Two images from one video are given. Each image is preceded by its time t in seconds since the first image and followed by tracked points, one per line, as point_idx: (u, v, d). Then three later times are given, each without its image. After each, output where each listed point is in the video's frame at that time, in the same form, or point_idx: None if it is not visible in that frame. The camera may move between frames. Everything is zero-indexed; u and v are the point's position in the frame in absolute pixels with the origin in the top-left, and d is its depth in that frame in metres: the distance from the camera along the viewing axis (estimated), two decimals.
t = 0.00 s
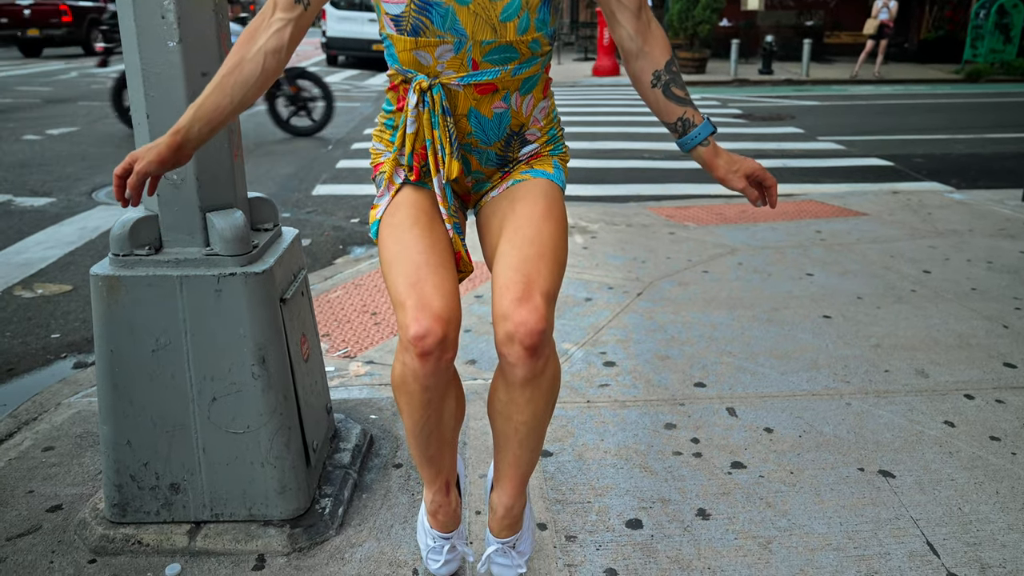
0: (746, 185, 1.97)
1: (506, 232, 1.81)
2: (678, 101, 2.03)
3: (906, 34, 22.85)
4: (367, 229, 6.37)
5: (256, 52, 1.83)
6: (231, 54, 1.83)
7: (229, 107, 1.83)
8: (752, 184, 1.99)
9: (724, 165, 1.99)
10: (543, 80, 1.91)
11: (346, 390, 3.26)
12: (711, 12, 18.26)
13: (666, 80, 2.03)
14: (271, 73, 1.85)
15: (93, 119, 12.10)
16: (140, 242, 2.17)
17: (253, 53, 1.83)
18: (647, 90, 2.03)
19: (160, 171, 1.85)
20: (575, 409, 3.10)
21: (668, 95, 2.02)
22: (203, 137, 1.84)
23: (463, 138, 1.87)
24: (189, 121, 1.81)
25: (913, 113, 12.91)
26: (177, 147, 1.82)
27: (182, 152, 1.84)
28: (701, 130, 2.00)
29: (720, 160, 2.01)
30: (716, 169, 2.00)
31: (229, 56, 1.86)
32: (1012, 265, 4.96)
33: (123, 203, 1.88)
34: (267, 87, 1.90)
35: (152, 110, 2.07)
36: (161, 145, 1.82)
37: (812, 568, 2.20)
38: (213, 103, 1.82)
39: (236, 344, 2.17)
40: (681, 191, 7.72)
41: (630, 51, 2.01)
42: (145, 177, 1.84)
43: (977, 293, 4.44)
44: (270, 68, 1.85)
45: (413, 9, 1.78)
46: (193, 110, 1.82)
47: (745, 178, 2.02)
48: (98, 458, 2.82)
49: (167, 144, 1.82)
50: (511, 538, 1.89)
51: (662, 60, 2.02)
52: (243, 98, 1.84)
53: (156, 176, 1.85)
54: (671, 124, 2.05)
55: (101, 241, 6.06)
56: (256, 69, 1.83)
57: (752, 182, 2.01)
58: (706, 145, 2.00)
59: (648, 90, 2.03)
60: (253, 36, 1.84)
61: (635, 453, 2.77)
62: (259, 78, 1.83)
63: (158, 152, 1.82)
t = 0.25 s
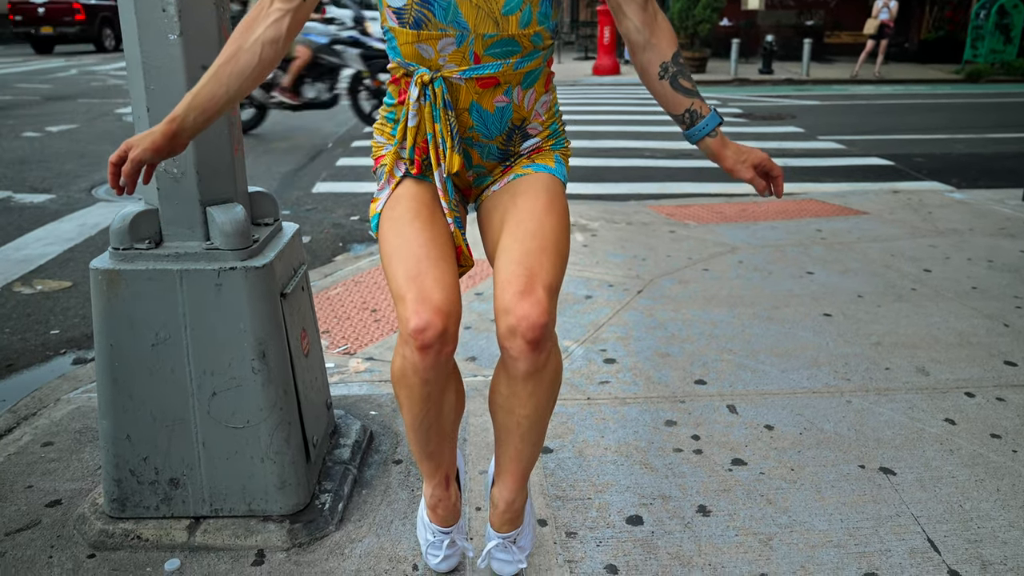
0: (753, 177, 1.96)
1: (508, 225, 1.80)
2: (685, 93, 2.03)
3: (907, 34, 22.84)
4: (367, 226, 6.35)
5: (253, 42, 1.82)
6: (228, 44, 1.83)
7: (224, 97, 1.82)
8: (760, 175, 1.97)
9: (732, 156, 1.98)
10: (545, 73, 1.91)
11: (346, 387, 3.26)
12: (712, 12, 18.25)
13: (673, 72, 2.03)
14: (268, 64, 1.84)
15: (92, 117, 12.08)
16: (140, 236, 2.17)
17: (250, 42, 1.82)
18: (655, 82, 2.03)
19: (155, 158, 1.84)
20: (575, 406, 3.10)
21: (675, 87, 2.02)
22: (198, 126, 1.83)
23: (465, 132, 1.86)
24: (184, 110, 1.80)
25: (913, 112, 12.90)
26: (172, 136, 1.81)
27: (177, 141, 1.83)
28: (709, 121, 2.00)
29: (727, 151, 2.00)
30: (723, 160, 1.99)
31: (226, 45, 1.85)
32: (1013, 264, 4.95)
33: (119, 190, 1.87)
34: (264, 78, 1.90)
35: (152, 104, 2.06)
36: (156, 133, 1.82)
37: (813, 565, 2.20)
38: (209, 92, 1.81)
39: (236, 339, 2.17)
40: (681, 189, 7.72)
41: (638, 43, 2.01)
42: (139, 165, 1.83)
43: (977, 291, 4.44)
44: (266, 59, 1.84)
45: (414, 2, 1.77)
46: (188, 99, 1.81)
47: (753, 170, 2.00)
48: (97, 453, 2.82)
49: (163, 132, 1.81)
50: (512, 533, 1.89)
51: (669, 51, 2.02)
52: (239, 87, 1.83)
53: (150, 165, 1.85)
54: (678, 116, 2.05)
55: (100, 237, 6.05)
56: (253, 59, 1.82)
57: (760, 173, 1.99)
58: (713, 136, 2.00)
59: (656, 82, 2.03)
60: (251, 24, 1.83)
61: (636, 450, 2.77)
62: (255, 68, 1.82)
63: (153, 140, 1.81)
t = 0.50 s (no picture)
0: (760, 165, 1.97)
1: (509, 219, 1.80)
2: (693, 82, 2.05)
3: (905, 34, 22.84)
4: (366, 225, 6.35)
5: (247, 31, 1.81)
6: (222, 33, 1.82)
7: (217, 86, 1.82)
8: (768, 163, 1.98)
9: (739, 145, 1.99)
10: (547, 68, 1.90)
11: (345, 383, 3.25)
12: (711, 12, 18.25)
13: (682, 63, 2.05)
14: (261, 53, 1.84)
15: (91, 116, 12.06)
16: (138, 231, 2.16)
17: (244, 32, 1.82)
18: (662, 72, 2.05)
19: (147, 145, 1.83)
20: (574, 403, 3.09)
21: (683, 77, 2.04)
22: (191, 115, 1.82)
23: (465, 126, 1.86)
24: (177, 97, 1.80)
25: (912, 112, 12.90)
26: (164, 123, 1.80)
27: (169, 129, 1.82)
28: (716, 111, 2.02)
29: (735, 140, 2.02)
30: (730, 149, 2.00)
31: (220, 34, 1.85)
32: (1012, 263, 4.95)
33: (110, 176, 1.86)
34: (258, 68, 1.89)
35: (151, 97, 2.06)
36: (148, 120, 1.81)
37: (813, 561, 2.19)
38: (202, 80, 1.81)
39: (235, 333, 2.16)
40: (680, 188, 7.72)
41: (644, 34, 2.03)
42: (132, 152, 1.81)
43: (976, 290, 4.44)
44: (260, 49, 1.83)
45: None
46: (181, 86, 1.81)
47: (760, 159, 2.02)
48: (96, 449, 2.81)
49: (155, 119, 1.80)
50: (511, 525, 1.92)
51: (676, 42, 2.03)
52: (231, 77, 1.83)
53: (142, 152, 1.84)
54: (686, 106, 2.07)
55: (99, 235, 6.04)
56: (246, 48, 1.82)
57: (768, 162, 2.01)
58: (721, 126, 2.02)
59: (664, 72, 2.05)
60: (244, 15, 1.83)
61: (635, 447, 2.77)
62: (248, 58, 1.82)
63: (145, 126, 1.80)
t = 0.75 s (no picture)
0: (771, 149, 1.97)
1: (506, 211, 1.80)
2: (700, 71, 2.05)
3: (901, 35, 22.88)
4: (362, 224, 6.34)
5: (236, 19, 1.81)
6: (212, 20, 1.82)
7: (205, 72, 1.81)
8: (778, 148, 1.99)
9: (749, 132, 2.00)
10: (544, 62, 1.90)
11: (341, 380, 3.25)
12: (707, 13, 18.26)
13: (689, 51, 2.05)
14: (250, 41, 1.83)
15: (86, 115, 12.03)
16: (134, 225, 2.15)
17: (233, 20, 1.81)
18: (669, 61, 2.05)
19: (132, 129, 1.83)
20: (570, 400, 3.09)
21: (691, 65, 2.04)
22: (178, 100, 1.82)
23: (463, 119, 1.85)
24: (164, 82, 1.79)
25: (907, 113, 12.93)
26: (150, 107, 1.80)
27: (155, 113, 1.82)
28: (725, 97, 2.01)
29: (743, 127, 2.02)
30: (740, 136, 2.00)
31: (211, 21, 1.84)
32: (1007, 261, 4.96)
33: (94, 158, 1.86)
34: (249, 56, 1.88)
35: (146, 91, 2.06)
36: (134, 104, 1.80)
37: (810, 556, 2.19)
38: (189, 65, 1.80)
39: (231, 327, 2.15)
40: (677, 188, 7.72)
41: (651, 24, 2.05)
42: (116, 135, 1.82)
43: (971, 288, 4.45)
44: (250, 36, 1.82)
45: None
46: (168, 71, 1.80)
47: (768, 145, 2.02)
48: (91, 446, 2.80)
49: (141, 103, 1.80)
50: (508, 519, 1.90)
51: (683, 31, 2.04)
52: (220, 64, 1.82)
53: (127, 135, 1.83)
54: (693, 95, 2.06)
55: (93, 233, 6.02)
56: (235, 35, 1.81)
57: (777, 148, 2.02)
58: (730, 113, 2.01)
59: (671, 61, 2.05)
60: (235, 2, 1.82)
61: (632, 443, 2.76)
62: (236, 44, 1.81)
63: (130, 110, 1.80)
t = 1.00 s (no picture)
0: (778, 136, 1.99)
1: (504, 203, 1.80)
2: (706, 58, 2.06)
3: (895, 37, 22.95)
4: (358, 222, 6.34)
5: (227, 6, 1.80)
6: (201, 6, 1.81)
7: (194, 57, 1.80)
8: (785, 133, 2.00)
9: (756, 119, 2.01)
10: (541, 55, 1.91)
11: (337, 377, 3.24)
12: (702, 13, 18.29)
13: (693, 40, 2.06)
14: (240, 28, 1.82)
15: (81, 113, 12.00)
16: (130, 219, 2.15)
17: (223, 6, 1.80)
18: (675, 50, 2.06)
19: (116, 111, 1.81)
20: (567, 396, 3.09)
21: (696, 54, 2.05)
22: (164, 84, 1.81)
23: (461, 113, 1.85)
24: (150, 64, 1.78)
25: (902, 114, 12.97)
26: (135, 89, 1.79)
27: (140, 96, 1.81)
28: (730, 86, 2.03)
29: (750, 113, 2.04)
30: (747, 123, 2.02)
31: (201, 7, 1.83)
32: (1001, 260, 4.97)
33: (78, 139, 1.85)
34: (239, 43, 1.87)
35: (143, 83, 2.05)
36: (119, 86, 1.79)
37: (806, 550, 2.20)
38: (177, 49, 1.79)
39: (226, 320, 2.15)
40: (672, 187, 7.72)
41: (656, 13, 2.05)
42: (100, 116, 1.80)
43: (965, 287, 4.46)
44: (240, 24, 1.82)
45: None
46: (155, 53, 1.79)
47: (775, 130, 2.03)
48: (86, 442, 2.78)
49: (127, 85, 1.79)
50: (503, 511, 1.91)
51: (687, 19, 2.05)
52: (209, 49, 1.81)
53: (111, 117, 1.82)
54: (700, 84, 2.08)
55: (88, 231, 6.00)
56: (225, 22, 1.80)
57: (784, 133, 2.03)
58: (736, 101, 2.03)
59: (677, 50, 2.06)
60: None
61: (628, 439, 2.76)
62: (225, 30, 1.80)
63: (115, 91, 1.79)
